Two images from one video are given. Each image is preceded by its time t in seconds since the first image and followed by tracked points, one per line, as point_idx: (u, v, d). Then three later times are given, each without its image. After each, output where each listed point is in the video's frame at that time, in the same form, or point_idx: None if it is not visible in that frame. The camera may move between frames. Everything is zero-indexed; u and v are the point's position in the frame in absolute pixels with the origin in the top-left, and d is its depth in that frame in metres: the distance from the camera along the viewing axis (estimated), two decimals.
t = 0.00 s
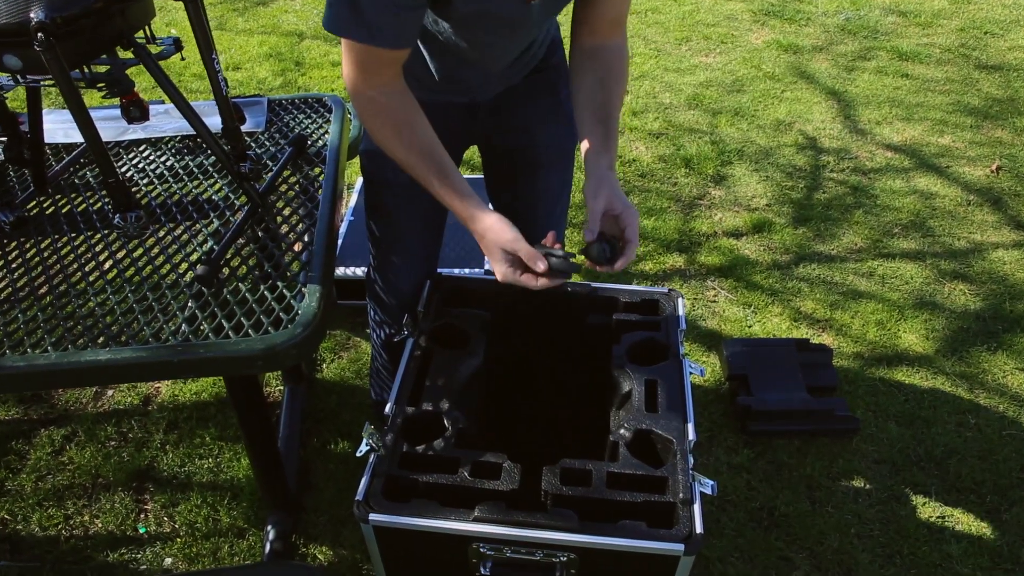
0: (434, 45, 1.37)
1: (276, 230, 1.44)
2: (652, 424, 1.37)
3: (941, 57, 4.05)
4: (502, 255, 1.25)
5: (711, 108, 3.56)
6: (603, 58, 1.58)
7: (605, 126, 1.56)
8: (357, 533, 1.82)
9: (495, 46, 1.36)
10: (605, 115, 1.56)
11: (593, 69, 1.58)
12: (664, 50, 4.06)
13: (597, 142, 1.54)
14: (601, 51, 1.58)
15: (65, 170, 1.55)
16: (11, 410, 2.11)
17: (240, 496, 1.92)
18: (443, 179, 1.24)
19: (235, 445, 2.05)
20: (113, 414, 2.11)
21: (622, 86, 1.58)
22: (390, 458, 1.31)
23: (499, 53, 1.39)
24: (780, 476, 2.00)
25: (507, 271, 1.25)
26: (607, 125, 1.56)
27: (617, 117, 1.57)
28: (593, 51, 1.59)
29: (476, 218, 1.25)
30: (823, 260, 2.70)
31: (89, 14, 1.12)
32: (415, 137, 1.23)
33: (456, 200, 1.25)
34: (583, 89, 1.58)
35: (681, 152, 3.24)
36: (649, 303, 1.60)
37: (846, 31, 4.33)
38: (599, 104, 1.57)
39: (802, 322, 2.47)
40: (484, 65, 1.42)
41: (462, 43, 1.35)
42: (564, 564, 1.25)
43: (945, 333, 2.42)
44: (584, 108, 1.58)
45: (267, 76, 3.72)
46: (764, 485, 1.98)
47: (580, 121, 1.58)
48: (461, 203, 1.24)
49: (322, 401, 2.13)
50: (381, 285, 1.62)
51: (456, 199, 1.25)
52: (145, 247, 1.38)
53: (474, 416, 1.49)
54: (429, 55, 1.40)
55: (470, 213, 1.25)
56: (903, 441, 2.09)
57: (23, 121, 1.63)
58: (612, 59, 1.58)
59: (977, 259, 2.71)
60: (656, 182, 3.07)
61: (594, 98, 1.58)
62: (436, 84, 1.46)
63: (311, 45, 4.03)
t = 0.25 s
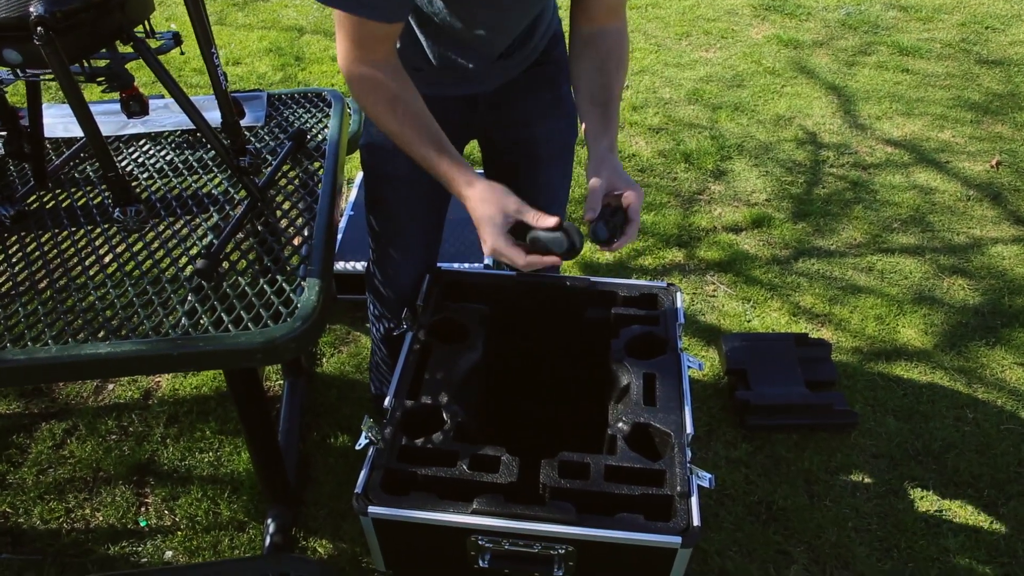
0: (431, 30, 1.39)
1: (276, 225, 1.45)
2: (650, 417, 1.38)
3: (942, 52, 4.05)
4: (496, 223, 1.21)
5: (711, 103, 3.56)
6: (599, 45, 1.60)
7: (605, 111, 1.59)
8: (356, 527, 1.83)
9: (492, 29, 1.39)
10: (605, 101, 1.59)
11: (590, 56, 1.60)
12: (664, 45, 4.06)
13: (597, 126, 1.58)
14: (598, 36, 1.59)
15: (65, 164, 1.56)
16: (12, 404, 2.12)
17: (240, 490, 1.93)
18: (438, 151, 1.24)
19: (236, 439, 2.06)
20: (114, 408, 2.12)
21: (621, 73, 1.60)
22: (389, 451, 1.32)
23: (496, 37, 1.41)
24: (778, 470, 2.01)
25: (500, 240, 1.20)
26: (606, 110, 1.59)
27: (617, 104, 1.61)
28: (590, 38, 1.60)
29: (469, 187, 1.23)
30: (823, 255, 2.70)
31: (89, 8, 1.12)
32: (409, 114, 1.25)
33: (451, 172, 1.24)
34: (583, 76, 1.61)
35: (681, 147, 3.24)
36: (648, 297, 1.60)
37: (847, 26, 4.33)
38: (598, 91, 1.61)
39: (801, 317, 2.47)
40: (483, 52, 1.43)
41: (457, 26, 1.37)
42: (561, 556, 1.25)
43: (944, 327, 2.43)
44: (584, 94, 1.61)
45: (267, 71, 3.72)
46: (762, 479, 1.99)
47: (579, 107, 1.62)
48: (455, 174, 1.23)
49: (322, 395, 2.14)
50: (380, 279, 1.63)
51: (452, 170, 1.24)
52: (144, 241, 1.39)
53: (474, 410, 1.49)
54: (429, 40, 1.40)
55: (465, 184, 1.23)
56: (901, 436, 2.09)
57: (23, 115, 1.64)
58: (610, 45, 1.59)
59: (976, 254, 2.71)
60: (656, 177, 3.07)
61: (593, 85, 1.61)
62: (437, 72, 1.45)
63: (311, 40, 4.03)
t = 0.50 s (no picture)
0: (432, 15, 1.40)
1: (277, 219, 1.46)
2: (649, 410, 1.39)
3: (942, 48, 4.05)
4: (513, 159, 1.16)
5: (711, 99, 3.56)
6: (603, 34, 1.60)
7: (613, 98, 1.57)
8: (357, 520, 1.84)
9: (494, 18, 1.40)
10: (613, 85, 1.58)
11: (595, 43, 1.60)
12: (664, 41, 4.06)
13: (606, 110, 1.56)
14: (602, 22, 1.60)
15: (66, 159, 1.57)
16: (15, 398, 2.13)
17: (241, 483, 1.94)
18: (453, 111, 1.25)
19: (236, 432, 2.07)
20: (116, 402, 2.14)
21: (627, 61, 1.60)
22: (389, 444, 1.33)
23: (501, 25, 1.42)
24: (776, 464, 2.02)
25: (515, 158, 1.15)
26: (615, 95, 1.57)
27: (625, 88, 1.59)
28: (595, 27, 1.60)
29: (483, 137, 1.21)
30: (821, 251, 2.71)
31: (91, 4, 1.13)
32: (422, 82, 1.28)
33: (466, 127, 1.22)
34: (590, 60, 1.60)
35: (681, 142, 3.25)
36: (645, 291, 1.61)
37: (847, 21, 4.33)
38: (606, 75, 1.59)
39: (800, 312, 2.48)
40: (485, 44, 1.44)
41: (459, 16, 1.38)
42: (560, 548, 1.27)
43: (941, 322, 2.44)
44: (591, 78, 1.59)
45: (267, 67, 3.73)
46: (759, 473, 2.00)
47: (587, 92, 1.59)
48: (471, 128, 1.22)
49: (322, 390, 2.15)
50: (380, 274, 1.65)
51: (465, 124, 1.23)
52: (146, 235, 1.40)
53: (473, 404, 1.51)
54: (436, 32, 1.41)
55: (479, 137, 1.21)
56: (898, 430, 2.10)
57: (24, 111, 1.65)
58: (614, 32, 1.59)
59: (975, 250, 2.72)
60: (656, 173, 3.07)
61: (601, 72, 1.59)
62: (440, 63, 1.47)
63: (311, 36, 4.03)
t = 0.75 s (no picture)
0: None
1: (276, 215, 1.47)
2: (645, 405, 1.40)
3: (941, 44, 4.05)
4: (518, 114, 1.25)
5: (710, 95, 3.57)
6: (600, 11, 1.54)
7: (607, 73, 1.51)
8: (356, 514, 1.85)
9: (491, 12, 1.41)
10: (605, 66, 1.52)
11: (588, 23, 1.55)
12: (663, 37, 4.06)
13: (600, 90, 1.50)
14: None
15: (67, 155, 1.58)
16: (15, 394, 2.14)
17: (240, 478, 1.95)
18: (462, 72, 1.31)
19: (236, 428, 2.08)
20: (116, 398, 2.15)
21: (621, 42, 1.55)
22: (388, 438, 1.34)
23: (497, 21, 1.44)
24: (773, 459, 2.03)
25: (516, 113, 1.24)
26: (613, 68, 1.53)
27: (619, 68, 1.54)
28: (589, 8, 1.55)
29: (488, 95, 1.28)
30: (819, 247, 2.72)
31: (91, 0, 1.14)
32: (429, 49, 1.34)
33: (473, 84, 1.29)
34: (583, 42, 1.54)
35: (680, 139, 3.25)
36: (643, 287, 1.62)
37: (846, 18, 4.33)
38: (601, 56, 1.53)
39: (798, 308, 2.49)
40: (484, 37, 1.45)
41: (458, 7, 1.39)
42: (557, 541, 1.28)
43: (939, 319, 2.44)
44: (583, 58, 1.53)
45: (267, 63, 3.73)
46: (757, 468, 2.01)
47: (580, 72, 1.54)
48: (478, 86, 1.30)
49: (322, 385, 2.16)
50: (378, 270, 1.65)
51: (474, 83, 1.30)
52: (146, 230, 1.41)
53: (471, 398, 1.52)
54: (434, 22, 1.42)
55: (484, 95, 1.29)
56: (895, 425, 2.11)
57: (24, 107, 1.65)
58: (611, 16, 1.54)
59: (972, 246, 2.72)
60: (654, 169, 3.08)
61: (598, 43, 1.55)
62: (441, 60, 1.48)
63: (311, 32, 4.03)
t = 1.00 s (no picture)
0: None
1: (274, 210, 1.47)
2: (642, 400, 1.40)
3: (942, 41, 4.05)
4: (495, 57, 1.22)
5: (710, 92, 3.57)
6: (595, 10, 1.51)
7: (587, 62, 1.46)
8: (354, 509, 1.86)
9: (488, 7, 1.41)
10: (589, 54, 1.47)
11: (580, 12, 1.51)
12: (663, 34, 4.06)
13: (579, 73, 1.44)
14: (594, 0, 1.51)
15: (65, 151, 1.58)
16: (15, 389, 2.15)
17: (240, 473, 1.96)
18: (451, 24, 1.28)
19: (235, 423, 2.09)
20: (115, 394, 2.15)
21: (609, 35, 1.52)
22: (385, 433, 1.34)
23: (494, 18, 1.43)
24: (771, 455, 2.03)
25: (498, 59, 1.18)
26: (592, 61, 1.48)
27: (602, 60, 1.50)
28: None
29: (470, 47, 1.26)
30: (818, 243, 2.72)
31: None
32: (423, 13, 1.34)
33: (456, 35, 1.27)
34: (572, 29, 1.50)
35: (679, 135, 3.25)
36: (640, 283, 1.62)
37: (846, 14, 4.32)
38: (587, 44, 1.49)
39: (796, 304, 2.49)
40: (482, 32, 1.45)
41: (453, 1, 1.39)
42: (553, 535, 1.28)
43: (937, 315, 2.45)
44: (569, 44, 1.49)
45: (266, 60, 3.73)
46: (755, 464, 2.01)
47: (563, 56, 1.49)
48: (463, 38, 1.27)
49: (320, 381, 2.17)
50: (375, 266, 1.66)
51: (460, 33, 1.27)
52: (143, 226, 1.41)
53: (468, 393, 1.52)
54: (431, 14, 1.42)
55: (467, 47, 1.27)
56: (893, 422, 2.12)
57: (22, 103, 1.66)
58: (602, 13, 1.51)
59: (972, 243, 2.72)
60: (654, 166, 3.08)
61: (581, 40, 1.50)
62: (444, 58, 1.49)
63: (310, 29, 4.03)
